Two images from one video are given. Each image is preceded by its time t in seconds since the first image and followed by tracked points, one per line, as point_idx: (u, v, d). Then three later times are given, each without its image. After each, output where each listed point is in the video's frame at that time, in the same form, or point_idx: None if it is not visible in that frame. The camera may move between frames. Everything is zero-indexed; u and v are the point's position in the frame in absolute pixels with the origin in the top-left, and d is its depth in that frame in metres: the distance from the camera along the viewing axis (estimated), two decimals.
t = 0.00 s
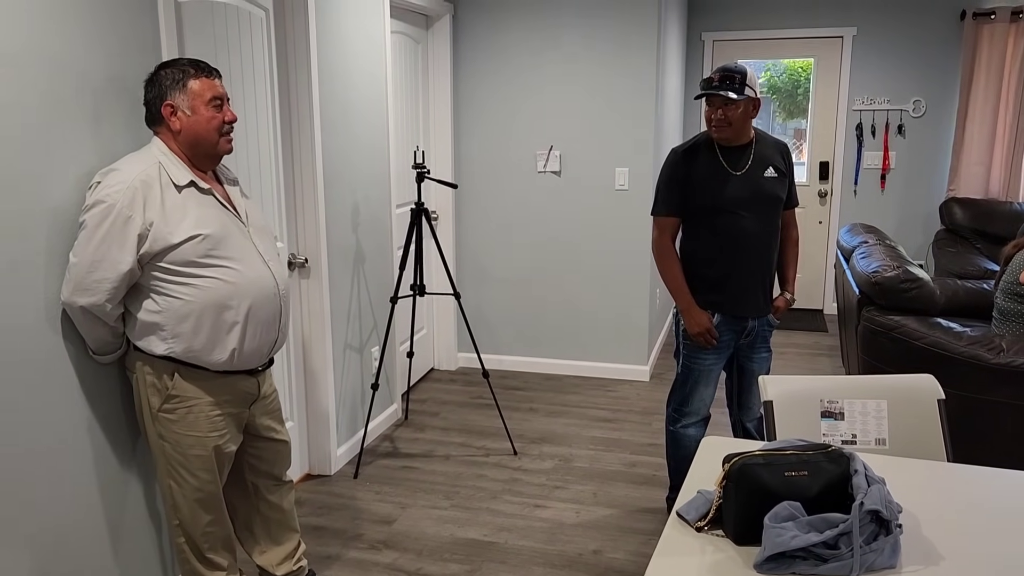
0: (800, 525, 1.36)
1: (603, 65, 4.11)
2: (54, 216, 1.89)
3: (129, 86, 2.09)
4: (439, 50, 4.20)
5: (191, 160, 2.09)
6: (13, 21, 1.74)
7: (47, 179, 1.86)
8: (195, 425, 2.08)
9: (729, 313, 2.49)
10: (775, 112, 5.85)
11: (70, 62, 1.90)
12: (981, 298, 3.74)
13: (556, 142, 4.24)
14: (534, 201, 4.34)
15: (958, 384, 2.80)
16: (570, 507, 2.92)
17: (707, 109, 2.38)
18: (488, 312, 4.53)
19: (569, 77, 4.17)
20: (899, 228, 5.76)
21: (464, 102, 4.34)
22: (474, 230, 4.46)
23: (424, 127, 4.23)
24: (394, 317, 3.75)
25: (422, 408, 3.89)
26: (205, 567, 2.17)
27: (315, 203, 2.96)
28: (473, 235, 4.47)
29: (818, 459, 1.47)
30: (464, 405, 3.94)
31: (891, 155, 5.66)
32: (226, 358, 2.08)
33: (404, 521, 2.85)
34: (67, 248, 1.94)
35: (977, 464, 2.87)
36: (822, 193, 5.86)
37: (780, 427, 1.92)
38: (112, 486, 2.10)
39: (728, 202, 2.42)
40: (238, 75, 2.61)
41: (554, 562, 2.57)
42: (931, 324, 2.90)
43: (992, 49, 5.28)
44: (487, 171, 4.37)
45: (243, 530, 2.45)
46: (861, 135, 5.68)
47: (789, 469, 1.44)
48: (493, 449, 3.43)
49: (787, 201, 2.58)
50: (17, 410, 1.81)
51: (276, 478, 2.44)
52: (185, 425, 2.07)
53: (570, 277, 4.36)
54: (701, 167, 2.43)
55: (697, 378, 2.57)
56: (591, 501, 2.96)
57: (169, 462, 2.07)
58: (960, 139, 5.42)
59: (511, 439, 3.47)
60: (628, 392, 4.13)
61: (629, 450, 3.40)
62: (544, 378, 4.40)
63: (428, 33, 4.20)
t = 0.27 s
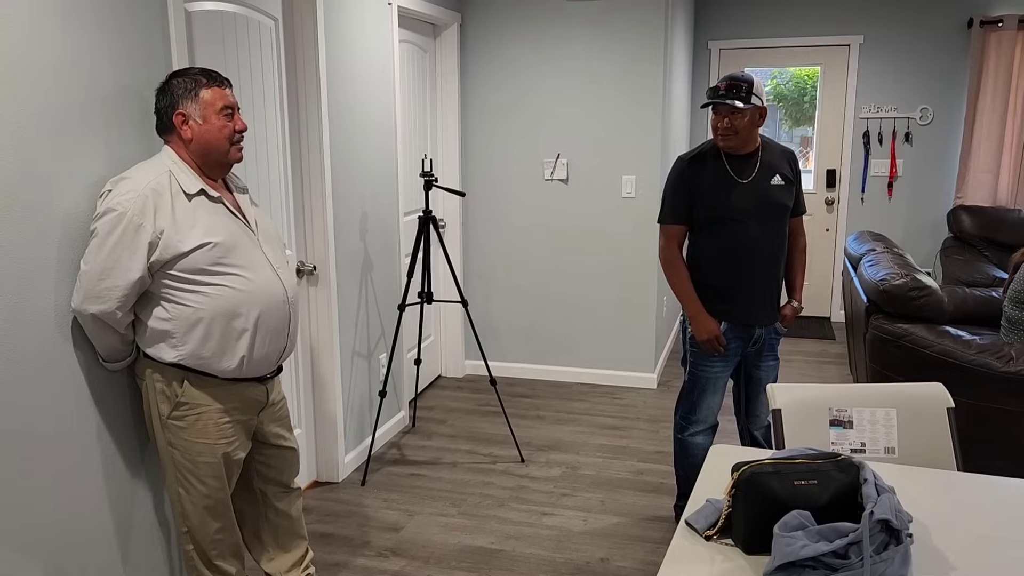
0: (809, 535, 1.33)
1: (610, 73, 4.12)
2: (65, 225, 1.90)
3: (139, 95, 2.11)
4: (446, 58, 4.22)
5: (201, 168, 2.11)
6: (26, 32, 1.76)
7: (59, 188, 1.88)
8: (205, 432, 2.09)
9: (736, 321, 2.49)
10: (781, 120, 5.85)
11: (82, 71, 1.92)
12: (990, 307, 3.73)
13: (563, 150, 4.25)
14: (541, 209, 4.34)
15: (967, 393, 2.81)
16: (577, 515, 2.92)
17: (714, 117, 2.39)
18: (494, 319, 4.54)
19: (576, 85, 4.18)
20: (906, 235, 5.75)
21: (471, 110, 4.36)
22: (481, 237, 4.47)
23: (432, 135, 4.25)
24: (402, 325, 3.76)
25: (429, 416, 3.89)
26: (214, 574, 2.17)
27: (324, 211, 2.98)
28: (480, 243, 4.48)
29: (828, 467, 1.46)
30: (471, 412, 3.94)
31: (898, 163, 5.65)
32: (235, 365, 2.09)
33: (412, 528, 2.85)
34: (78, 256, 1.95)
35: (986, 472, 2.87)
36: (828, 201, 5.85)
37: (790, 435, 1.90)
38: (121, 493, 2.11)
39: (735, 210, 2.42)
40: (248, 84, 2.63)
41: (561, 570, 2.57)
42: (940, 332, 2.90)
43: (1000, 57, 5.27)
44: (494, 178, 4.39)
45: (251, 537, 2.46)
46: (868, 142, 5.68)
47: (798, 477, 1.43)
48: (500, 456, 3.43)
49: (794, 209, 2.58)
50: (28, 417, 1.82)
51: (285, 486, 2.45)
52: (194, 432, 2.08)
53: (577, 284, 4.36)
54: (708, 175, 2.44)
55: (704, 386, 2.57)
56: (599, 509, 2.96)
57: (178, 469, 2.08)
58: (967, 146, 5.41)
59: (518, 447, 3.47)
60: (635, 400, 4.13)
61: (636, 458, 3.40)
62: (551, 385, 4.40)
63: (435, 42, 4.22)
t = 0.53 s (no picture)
0: (815, 543, 1.32)
1: (613, 80, 4.13)
2: (69, 231, 1.91)
3: (144, 102, 2.12)
4: (451, 65, 4.23)
5: (206, 175, 2.11)
6: (31, 39, 1.77)
7: (63, 194, 1.88)
8: (208, 439, 2.09)
9: (741, 328, 2.48)
10: (786, 126, 5.84)
11: (87, 79, 1.93)
12: (996, 313, 3.72)
13: (567, 156, 4.25)
14: (545, 215, 4.34)
15: (973, 400, 2.80)
16: (582, 522, 2.90)
17: (718, 123, 2.38)
18: (498, 326, 4.53)
19: (580, 91, 4.18)
20: (912, 242, 5.73)
21: (475, 117, 4.37)
22: (486, 244, 4.47)
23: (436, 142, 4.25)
24: (406, 332, 3.76)
25: (433, 423, 3.89)
26: None
27: (328, 217, 2.98)
28: (485, 250, 4.48)
29: (833, 475, 1.45)
30: (475, 419, 3.93)
31: (903, 169, 5.64)
32: (238, 373, 2.09)
33: (415, 536, 2.84)
34: (82, 263, 1.95)
35: (994, 480, 2.85)
36: (833, 208, 5.84)
37: (796, 442, 1.90)
38: (124, 500, 2.11)
39: (739, 216, 2.41)
40: (253, 91, 2.64)
41: None
42: (946, 339, 2.89)
43: (1005, 63, 5.28)
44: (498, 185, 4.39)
45: (255, 544, 2.46)
46: (872, 148, 5.67)
47: (802, 485, 1.42)
48: (504, 463, 3.42)
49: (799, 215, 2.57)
50: (31, 424, 1.82)
51: (288, 493, 2.44)
52: (197, 440, 2.08)
53: (581, 291, 4.36)
54: (712, 181, 2.43)
55: (707, 393, 2.56)
56: (603, 516, 2.95)
57: (181, 476, 2.08)
58: (972, 153, 5.41)
59: (523, 454, 3.46)
60: (639, 407, 4.12)
61: (641, 465, 3.39)
62: (555, 392, 4.39)
63: (439, 49, 4.22)
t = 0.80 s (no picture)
0: (814, 549, 1.32)
1: (613, 86, 4.14)
2: (69, 238, 1.92)
3: (145, 109, 2.13)
4: (452, 73, 4.24)
5: (206, 182, 2.12)
6: (33, 47, 1.78)
7: (63, 201, 1.89)
8: (207, 446, 2.09)
9: (739, 334, 2.48)
10: (786, 132, 5.85)
11: (88, 86, 1.94)
12: (996, 319, 3.72)
13: (567, 163, 4.26)
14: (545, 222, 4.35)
15: (973, 405, 2.79)
16: (582, 528, 2.90)
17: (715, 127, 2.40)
18: (499, 332, 4.54)
19: (580, 97, 4.20)
20: (912, 248, 5.73)
21: (476, 124, 4.38)
22: (486, 250, 4.48)
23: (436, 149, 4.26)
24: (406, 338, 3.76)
25: (434, 429, 3.89)
26: None
27: (328, 223, 2.99)
28: (485, 256, 4.49)
29: (832, 481, 1.45)
30: (476, 426, 3.93)
31: (903, 175, 5.65)
32: (238, 380, 2.09)
33: (415, 542, 2.84)
34: (82, 270, 1.96)
35: (994, 486, 2.84)
36: (834, 214, 5.85)
37: (795, 448, 1.89)
38: (124, 507, 2.11)
39: (737, 222, 2.42)
40: (253, 99, 2.65)
41: None
42: (946, 344, 2.89)
43: (1004, 69, 5.28)
44: (498, 192, 4.40)
45: (255, 550, 2.46)
46: (872, 155, 5.68)
47: (800, 491, 1.42)
48: (504, 470, 3.42)
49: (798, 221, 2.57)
50: (30, 430, 1.83)
51: (288, 499, 2.44)
52: (196, 446, 2.08)
53: (581, 297, 4.36)
54: (710, 187, 2.44)
55: (706, 399, 2.56)
56: (603, 522, 2.94)
57: (181, 483, 2.08)
58: (972, 159, 5.41)
59: (523, 460, 3.46)
60: (640, 413, 4.11)
61: (641, 471, 3.38)
62: (555, 398, 4.39)
63: (440, 56, 4.24)
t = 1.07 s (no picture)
0: (810, 554, 1.32)
1: (610, 92, 4.15)
2: (65, 245, 1.92)
3: (142, 117, 2.14)
4: (449, 79, 4.25)
5: (203, 190, 2.12)
6: (29, 55, 1.79)
7: (60, 209, 1.89)
8: (204, 453, 2.09)
9: (735, 339, 2.49)
10: (783, 137, 5.86)
11: (85, 94, 1.95)
12: (992, 323, 3.72)
13: (564, 168, 4.27)
14: (543, 227, 4.36)
15: (969, 409, 2.80)
16: (580, 534, 2.90)
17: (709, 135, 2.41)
18: (497, 338, 4.54)
19: (577, 104, 4.21)
20: (909, 252, 5.74)
21: (472, 130, 4.39)
22: (484, 256, 4.49)
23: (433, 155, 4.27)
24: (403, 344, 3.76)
25: (432, 435, 3.89)
26: None
27: (325, 230, 2.99)
28: (482, 262, 4.49)
29: (828, 486, 1.44)
30: (474, 431, 3.94)
31: (899, 180, 5.66)
32: (234, 387, 2.09)
33: (413, 548, 2.83)
34: (79, 277, 1.96)
35: (991, 489, 2.85)
36: (830, 218, 5.86)
37: (791, 451, 1.89)
38: (121, 514, 2.11)
39: (733, 228, 2.42)
40: (250, 106, 2.66)
41: None
42: (942, 348, 2.89)
43: (999, 74, 5.28)
44: (496, 198, 4.41)
45: (252, 557, 2.46)
46: (869, 159, 5.69)
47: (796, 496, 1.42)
48: (502, 475, 3.42)
49: (794, 226, 2.58)
50: (26, 438, 1.83)
51: (286, 506, 2.44)
52: (193, 453, 2.08)
53: (579, 302, 4.37)
54: (705, 193, 2.44)
55: (701, 404, 2.57)
56: (601, 527, 2.94)
57: (178, 490, 2.08)
58: (967, 164, 5.42)
59: (521, 465, 3.46)
60: (638, 418, 4.12)
61: (639, 476, 3.38)
62: (553, 404, 4.39)
63: (437, 62, 4.25)
